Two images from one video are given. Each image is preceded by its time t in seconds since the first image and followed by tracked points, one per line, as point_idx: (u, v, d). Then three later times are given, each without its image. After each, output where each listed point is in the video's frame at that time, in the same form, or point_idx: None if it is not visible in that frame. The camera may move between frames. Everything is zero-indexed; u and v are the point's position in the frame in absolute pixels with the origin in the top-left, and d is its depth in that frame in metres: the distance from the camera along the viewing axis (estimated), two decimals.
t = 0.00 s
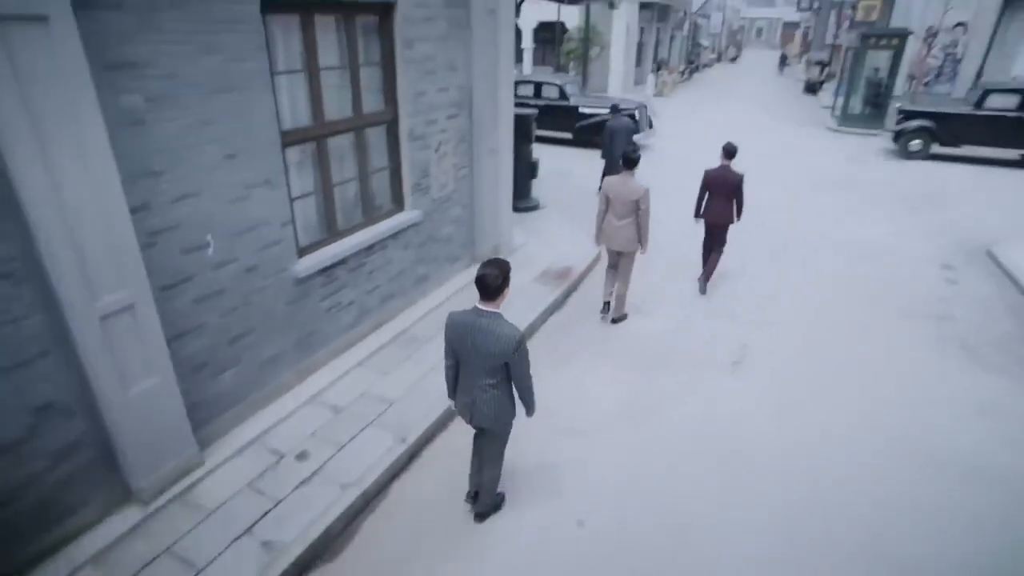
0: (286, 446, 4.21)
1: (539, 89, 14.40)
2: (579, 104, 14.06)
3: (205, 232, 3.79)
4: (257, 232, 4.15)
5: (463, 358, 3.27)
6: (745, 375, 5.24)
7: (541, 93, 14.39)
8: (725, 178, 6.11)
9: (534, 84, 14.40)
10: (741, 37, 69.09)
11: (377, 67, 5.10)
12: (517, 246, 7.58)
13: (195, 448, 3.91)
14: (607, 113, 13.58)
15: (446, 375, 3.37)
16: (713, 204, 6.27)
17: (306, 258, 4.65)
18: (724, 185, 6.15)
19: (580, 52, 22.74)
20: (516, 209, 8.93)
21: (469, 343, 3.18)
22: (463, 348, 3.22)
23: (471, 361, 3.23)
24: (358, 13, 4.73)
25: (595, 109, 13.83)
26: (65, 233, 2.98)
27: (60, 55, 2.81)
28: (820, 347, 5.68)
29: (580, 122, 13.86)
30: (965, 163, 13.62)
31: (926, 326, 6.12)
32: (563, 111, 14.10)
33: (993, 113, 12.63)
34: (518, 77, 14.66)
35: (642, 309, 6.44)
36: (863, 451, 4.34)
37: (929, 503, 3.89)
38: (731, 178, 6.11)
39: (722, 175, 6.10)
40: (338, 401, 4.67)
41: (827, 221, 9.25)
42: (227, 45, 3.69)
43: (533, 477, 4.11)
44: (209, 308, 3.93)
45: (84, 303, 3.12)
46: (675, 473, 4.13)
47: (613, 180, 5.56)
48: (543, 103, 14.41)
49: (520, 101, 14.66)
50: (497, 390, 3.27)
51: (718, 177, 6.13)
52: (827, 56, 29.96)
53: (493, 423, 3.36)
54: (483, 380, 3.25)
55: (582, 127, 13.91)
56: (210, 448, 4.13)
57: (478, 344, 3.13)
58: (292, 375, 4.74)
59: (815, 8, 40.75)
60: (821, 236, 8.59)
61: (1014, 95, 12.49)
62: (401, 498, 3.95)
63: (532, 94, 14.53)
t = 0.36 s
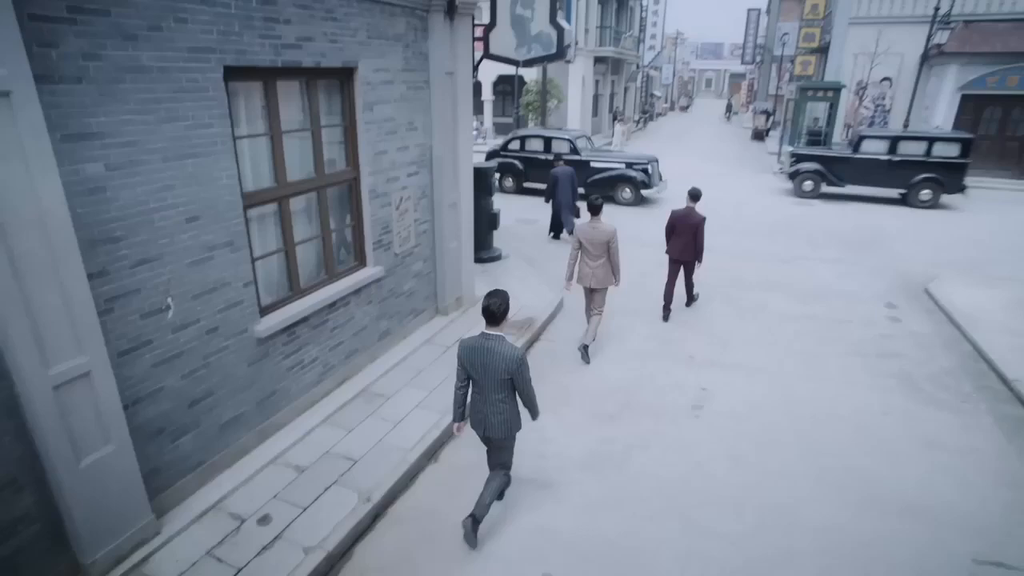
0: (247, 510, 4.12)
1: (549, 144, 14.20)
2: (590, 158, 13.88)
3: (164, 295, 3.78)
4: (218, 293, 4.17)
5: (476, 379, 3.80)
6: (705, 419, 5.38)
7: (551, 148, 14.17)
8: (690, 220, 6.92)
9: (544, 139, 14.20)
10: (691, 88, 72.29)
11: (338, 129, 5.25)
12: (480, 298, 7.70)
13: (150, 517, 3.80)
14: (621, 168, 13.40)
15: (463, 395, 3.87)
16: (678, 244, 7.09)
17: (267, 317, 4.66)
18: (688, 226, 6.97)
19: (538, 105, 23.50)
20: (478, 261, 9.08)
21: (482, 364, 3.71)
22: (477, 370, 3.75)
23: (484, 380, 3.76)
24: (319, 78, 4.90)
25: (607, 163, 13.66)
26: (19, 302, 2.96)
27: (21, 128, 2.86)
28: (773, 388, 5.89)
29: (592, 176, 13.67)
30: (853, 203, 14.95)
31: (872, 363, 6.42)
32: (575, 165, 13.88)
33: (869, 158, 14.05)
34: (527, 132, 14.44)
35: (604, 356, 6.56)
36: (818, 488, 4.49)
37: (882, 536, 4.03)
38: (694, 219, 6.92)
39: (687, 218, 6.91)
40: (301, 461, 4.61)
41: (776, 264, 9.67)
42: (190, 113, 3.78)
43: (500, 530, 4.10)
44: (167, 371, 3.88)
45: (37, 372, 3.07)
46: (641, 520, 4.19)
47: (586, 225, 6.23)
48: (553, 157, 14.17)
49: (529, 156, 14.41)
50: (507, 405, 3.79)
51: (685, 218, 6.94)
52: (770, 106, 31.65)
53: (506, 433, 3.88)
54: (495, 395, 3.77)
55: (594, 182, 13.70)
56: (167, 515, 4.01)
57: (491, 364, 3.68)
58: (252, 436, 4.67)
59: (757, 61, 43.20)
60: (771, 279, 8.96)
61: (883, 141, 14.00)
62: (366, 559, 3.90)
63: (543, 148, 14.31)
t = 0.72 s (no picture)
0: (225, 560, 4.06)
1: (583, 186, 13.76)
2: (627, 200, 13.49)
3: (144, 344, 3.79)
4: (199, 339, 4.18)
5: (492, 388, 4.22)
6: (685, 457, 5.42)
7: (585, 190, 13.71)
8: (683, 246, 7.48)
9: (577, 181, 13.76)
10: (668, 125, 74.02)
11: (321, 175, 5.36)
12: (462, 337, 7.75)
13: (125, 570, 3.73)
14: (659, 211, 13.15)
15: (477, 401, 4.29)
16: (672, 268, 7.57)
17: (248, 363, 4.67)
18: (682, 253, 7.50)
19: (519, 143, 23.92)
20: (460, 300, 9.16)
21: (497, 372, 4.15)
22: (492, 377, 4.18)
23: (497, 387, 4.17)
24: (302, 127, 5.02)
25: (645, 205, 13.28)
26: None
27: (6, 183, 2.91)
28: (752, 424, 5.98)
29: (629, 219, 13.28)
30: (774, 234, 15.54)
31: (847, 397, 6.54)
32: (611, 207, 13.47)
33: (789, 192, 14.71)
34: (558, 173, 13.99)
35: (585, 395, 6.60)
36: (796, 524, 4.54)
37: (860, 572, 4.08)
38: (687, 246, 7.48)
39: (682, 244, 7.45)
40: (280, 508, 4.57)
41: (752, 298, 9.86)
42: (174, 163, 3.85)
43: None
44: (146, 420, 3.86)
45: (12, 424, 3.05)
46: (623, 561, 4.19)
47: (579, 252, 6.82)
48: (588, 199, 13.70)
49: (562, 197, 13.93)
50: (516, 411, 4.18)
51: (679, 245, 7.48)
52: (744, 143, 32.53)
53: (512, 440, 4.23)
54: (507, 403, 4.17)
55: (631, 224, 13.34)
56: (142, 567, 3.93)
57: (504, 371, 4.11)
58: (231, 483, 4.62)
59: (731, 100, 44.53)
60: (748, 314, 9.13)
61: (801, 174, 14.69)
62: None
63: (576, 190, 13.85)
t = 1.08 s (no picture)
0: None
1: (630, 216, 13.55)
2: (674, 230, 13.34)
3: (136, 378, 3.81)
4: (190, 373, 4.20)
5: (519, 388, 4.85)
6: (676, 486, 5.44)
7: (631, 220, 13.50)
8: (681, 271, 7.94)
9: (624, 211, 13.53)
10: (658, 150, 74.92)
11: (313, 208, 5.43)
12: (453, 365, 7.78)
13: None
14: (707, 241, 13.03)
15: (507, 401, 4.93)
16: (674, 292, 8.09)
17: (238, 395, 4.68)
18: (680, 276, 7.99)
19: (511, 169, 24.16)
20: (452, 327, 9.21)
21: (524, 374, 4.79)
22: (520, 380, 4.83)
23: (524, 388, 4.81)
24: (295, 161, 5.11)
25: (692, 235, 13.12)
26: None
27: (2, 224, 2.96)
28: (742, 451, 6.01)
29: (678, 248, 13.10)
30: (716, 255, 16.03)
31: (836, 423, 6.60)
32: (659, 237, 13.28)
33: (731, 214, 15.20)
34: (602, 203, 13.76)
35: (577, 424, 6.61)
36: (787, 553, 4.56)
37: None
38: (686, 270, 7.97)
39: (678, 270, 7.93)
40: (270, 542, 4.54)
41: (742, 324, 9.96)
42: (169, 200, 3.91)
43: None
44: (137, 454, 3.87)
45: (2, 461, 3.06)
46: None
47: (579, 268, 7.46)
48: (635, 229, 13.49)
49: (607, 227, 13.69)
50: (543, 407, 4.80)
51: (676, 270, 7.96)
52: (732, 168, 32.98)
53: (539, 434, 4.85)
54: (534, 400, 4.80)
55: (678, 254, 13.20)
56: None
57: (529, 373, 4.76)
58: (221, 517, 4.60)
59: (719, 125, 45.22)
60: (738, 340, 9.21)
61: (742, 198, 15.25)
62: None
63: (622, 220, 13.64)
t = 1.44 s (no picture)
0: None
1: (679, 241, 13.41)
2: (724, 255, 13.18)
3: (131, 406, 3.84)
4: (185, 400, 4.23)
5: (538, 393, 5.25)
6: (670, 509, 5.46)
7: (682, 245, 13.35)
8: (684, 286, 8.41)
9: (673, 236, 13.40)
10: (652, 169, 75.49)
11: (309, 234, 5.50)
12: (448, 388, 7.81)
13: None
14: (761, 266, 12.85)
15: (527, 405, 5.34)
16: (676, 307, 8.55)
17: (233, 421, 4.71)
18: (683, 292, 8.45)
19: (507, 189, 24.36)
20: (448, 349, 9.25)
21: (541, 380, 5.20)
22: (538, 386, 5.23)
23: (542, 393, 5.21)
24: (291, 189, 5.19)
25: (743, 259, 12.98)
26: None
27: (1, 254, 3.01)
28: (736, 474, 6.04)
29: (729, 273, 12.96)
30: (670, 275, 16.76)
31: (828, 445, 6.63)
32: (709, 261, 13.14)
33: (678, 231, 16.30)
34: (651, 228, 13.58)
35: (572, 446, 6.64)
36: None
37: None
38: (689, 285, 8.52)
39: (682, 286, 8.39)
40: (264, 568, 4.53)
41: (735, 345, 10.02)
42: (166, 229, 3.97)
43: None
44: (131, 482, 3.88)
45: None
46: None
47: (579, 286, 7.94)
48: (684, 254, 13.35)
49: (656, 252, 13.53)
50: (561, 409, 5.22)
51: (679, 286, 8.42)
52: (726, 187, 33.29)
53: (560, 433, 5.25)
54: (552, 403, 5.20)
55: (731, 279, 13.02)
56: None
57: (547, 378, 5.17)
58: (214, 544, 4.59)
59: (713, 145, 45.69)
60: (732, 361, 9.27)
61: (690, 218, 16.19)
62: None
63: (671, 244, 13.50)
